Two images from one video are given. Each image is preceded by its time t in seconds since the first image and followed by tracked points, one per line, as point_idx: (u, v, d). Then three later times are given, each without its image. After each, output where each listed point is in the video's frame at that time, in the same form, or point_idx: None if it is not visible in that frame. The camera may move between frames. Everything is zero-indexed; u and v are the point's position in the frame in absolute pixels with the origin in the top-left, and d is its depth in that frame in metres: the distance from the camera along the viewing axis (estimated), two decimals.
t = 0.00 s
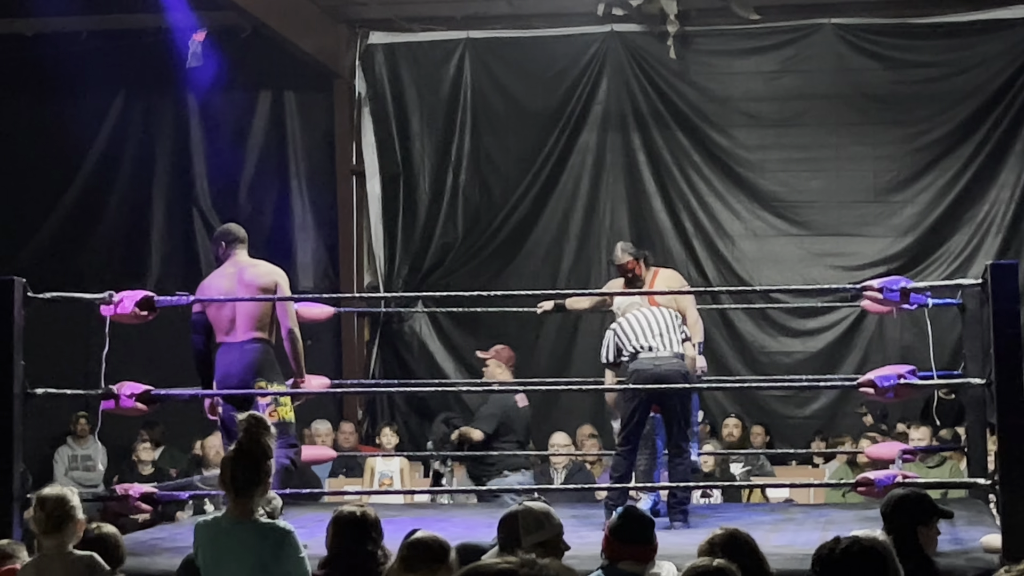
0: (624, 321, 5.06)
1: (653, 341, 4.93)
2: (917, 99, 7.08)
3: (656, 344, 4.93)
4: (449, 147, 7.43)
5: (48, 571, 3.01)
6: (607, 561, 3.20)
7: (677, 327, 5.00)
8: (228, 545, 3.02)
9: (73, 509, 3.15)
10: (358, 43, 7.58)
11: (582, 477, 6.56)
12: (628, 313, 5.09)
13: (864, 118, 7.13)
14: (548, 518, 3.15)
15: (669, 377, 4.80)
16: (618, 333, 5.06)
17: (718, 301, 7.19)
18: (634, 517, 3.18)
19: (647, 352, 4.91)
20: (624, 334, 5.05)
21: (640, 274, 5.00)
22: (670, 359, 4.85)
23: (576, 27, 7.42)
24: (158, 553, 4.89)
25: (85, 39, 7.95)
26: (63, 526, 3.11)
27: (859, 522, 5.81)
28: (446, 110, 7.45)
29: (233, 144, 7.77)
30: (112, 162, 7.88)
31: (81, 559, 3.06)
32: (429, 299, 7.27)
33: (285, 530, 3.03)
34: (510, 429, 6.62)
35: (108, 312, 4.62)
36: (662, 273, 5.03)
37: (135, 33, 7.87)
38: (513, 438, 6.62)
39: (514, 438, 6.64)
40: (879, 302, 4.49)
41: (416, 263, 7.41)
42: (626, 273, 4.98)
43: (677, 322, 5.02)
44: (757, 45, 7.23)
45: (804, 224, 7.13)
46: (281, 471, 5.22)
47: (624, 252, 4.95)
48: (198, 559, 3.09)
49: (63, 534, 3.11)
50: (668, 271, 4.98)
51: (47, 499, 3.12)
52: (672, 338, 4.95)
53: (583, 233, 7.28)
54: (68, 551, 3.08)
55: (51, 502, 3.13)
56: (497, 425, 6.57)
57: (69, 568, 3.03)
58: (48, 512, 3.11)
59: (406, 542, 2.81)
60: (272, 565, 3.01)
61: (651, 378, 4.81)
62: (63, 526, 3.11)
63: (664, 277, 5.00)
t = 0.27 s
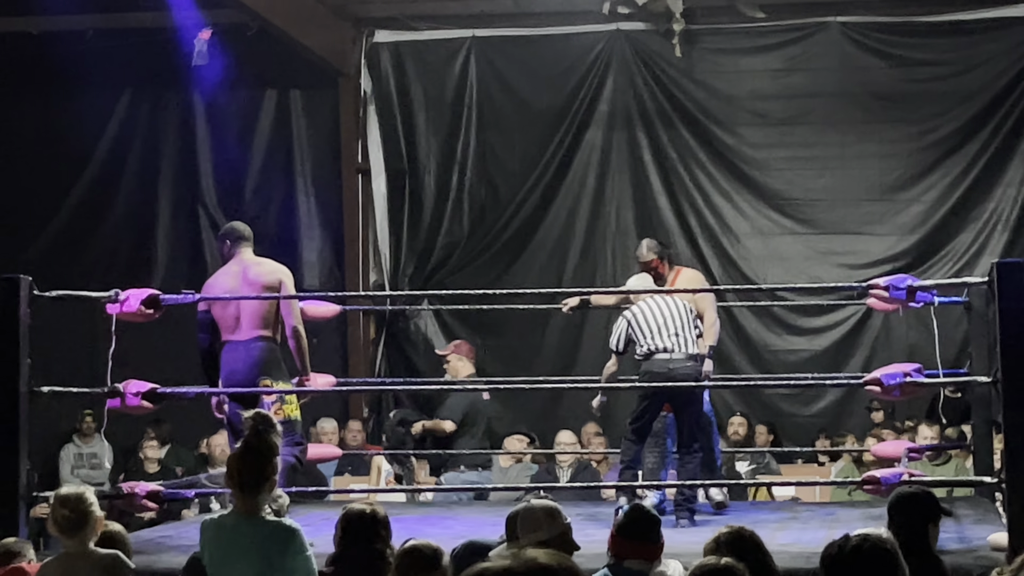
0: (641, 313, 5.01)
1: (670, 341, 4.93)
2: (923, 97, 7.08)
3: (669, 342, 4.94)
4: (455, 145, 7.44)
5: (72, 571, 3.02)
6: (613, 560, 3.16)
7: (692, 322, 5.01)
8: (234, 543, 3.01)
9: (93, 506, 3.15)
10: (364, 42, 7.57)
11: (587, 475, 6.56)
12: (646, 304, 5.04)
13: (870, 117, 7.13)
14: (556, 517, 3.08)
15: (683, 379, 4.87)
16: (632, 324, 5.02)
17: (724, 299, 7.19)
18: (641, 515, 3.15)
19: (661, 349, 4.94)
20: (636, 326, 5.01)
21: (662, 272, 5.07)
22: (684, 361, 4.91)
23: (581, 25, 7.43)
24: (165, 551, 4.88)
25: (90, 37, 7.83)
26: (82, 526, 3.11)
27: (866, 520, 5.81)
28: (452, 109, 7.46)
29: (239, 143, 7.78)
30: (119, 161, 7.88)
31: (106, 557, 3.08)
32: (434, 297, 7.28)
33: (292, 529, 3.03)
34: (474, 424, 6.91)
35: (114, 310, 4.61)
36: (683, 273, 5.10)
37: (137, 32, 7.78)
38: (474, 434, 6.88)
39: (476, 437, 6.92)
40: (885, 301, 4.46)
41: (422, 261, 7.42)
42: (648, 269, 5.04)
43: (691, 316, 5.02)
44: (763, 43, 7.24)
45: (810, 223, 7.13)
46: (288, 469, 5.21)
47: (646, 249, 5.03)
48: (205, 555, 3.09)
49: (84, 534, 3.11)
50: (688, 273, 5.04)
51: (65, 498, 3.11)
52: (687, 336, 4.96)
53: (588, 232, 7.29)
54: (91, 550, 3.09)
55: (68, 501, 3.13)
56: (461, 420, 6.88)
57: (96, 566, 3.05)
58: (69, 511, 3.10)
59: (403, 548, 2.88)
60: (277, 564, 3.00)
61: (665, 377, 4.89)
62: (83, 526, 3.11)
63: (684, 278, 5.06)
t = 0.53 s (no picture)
0: (637, 316, 5.00)
1: (665, 338, 4.90)
2: (927, 95, 7.07)
3: (665, 340, 4.90)
4: (459, 143, 7.43)
5: (77, 570, 3.02)
6: (618, 559, 3.16)
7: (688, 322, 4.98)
8: (239, 541, 3.01)
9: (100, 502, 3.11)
10: (369, 39, 7.59)
11: (592, 473, 6.54)
12: (643, 308, 5.03)
13: (874, 115, 7.12)
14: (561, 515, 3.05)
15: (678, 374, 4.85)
16: (628, 325, 5.00)
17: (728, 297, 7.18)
18: (647, 512, 3.15)
19: (656, 347, 4.90)
20: (633, 327, 4.99)
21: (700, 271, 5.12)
22: (680, 356, 4.88)
23: (586, 23, 7.43)
24: (169, 548, 4.88)
25: (95, 35, 7.97)
26: (89, 522, 3.08)
27: (871, 519, 5.80)
28: (456, 107, 7.45)
29: (243, 141, 7.78)
30: (123, 158, 7.88)
31: (112, 555, 3.07)
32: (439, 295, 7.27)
33: (295, 525, 3.03)
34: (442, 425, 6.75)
35: (118, 308, 4.59)
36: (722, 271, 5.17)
37: (146, 30, 7.89)
38: (436, 433, 6.80)
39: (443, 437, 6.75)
40: (890, 299, 4.47)
41: (426, 259, 7.42)
42: (687, 265, 5.09)
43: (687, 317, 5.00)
44: (767, 41, 7.23)
45: (814, 221, 7.13)
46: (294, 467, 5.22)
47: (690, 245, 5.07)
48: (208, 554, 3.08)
49: (89, 531, 3.09)
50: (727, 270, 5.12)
51: (73, 494, 3.08)
52: (683, 335, 4.94)
53: (593, 230, 7.28)
54: (97, 547, 3.08)
55: (76, 496, 3.10)
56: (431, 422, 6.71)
57: (103, 566, 3.04)
58: (76, 508, 3.07)
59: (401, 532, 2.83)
60: (281, 563, 2.99)
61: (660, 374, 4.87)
62: (89, 523, 3.08)
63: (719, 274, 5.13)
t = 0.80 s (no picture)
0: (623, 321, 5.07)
1: (645, 336, 4.95)
2: (931, 94, 7.07)
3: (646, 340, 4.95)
4: (462, 142, 7.43)
5: (60, 571, 3.01)
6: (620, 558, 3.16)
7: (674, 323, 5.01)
8: (242, 539, 3.01)
9: (86, 503, 3.15)
10: (372, 38, 7.60)
11: (595, 473, 6.53)
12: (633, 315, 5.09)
13: (878, 114, 7.12)
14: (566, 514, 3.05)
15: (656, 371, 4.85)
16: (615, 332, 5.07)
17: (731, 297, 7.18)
18: (648, 510, 3.15)
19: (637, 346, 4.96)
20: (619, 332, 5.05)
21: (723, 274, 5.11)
22: (660, 352, 4.90)
23: (590, 23, 7.43)
24: (172, 547, 4.88)
25: (98, 34, 7.95)
26: (77, 522, 3.11)
27: (875, 518, 5.79)
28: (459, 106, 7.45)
29: (247, 141, 7.78)
30: (126, 157, 7.88)
31: (93, 556, 3.05)
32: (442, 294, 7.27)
33: (299, 524, 3.03)
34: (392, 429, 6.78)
35: (121, 307, 4.58)
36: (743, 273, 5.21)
37: (148, 29, 7.85)
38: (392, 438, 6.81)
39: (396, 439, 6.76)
40: (893, 298, 4.44)
41: (430, 258, 7.42)
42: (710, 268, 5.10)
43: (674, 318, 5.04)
44: (770, 41, 7.23)
45: (818, 220, 7.12)
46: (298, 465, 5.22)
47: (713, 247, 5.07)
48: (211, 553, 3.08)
49: (75, 531, 3.10)
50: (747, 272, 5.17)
51: (63, 493, 3.13)
52: (668, 335, 4.97)
53: (596, 230, 7.28)
54: (79, 548, 3.07)
55: (66, 497, 3.15)
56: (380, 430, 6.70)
57: (84, 566, 3.03)
58: (63, 506, 3.11)
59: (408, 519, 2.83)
60: (284, 562, 2.99)
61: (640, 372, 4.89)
62: (77, 523, 3.11)
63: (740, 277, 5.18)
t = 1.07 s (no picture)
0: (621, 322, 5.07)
1: (640, 337, 4.95)
2: (935, 96, 7.07)
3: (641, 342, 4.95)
4: (466, 143, 7.43)
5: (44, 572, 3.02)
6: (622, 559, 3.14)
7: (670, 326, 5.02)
8: (245, 541, 2.99)
9: (74, 504, 3.13)
10: (375, 40, 7.57)
11: (599, 475, 6.52)
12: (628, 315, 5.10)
13: (882, 116, 7.11)
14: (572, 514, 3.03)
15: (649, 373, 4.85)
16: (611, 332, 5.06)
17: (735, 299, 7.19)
18: (648, 512, 3.13)
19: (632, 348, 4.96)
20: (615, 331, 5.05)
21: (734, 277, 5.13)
22: (654, 354, 4.90)
23: (594, 24, 7.43)
24: (175, 549, 4.88)
25: (103, 36, 7.93)
26: (64, 523, 3.10)
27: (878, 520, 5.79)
28: (463, 107, 7.45)
29: (250, 142, 7.78)
30: (130, 159, 7.89)
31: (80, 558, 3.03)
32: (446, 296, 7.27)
33: (302, 526, 3.02)
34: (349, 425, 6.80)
35: (124, 308, 4.58)
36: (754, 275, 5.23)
37: (151, 31, 7.86)
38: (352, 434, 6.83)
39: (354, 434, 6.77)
40: (896, 301, 4.45)
41: (433, 259, 7.42)
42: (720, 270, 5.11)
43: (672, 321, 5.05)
44: (775, 42, 7.23)
45: (822, 222, 7.12)
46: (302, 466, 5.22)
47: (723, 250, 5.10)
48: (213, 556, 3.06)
49: (63, 532, 3.10)
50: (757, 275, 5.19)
51: (50, 495, 3.11)
52: (664, 338, 4.97)
53: (600, 232, 7.28)
54: (67, 549, 3.07)
55: (54, 497, 3.13)
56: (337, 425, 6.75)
57: (68, 566, 3.01)
58: (51, 507, 3.10)
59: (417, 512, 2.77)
60: (287, 563, 2.97)
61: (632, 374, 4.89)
62: (64, 524, 3.09)
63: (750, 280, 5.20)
